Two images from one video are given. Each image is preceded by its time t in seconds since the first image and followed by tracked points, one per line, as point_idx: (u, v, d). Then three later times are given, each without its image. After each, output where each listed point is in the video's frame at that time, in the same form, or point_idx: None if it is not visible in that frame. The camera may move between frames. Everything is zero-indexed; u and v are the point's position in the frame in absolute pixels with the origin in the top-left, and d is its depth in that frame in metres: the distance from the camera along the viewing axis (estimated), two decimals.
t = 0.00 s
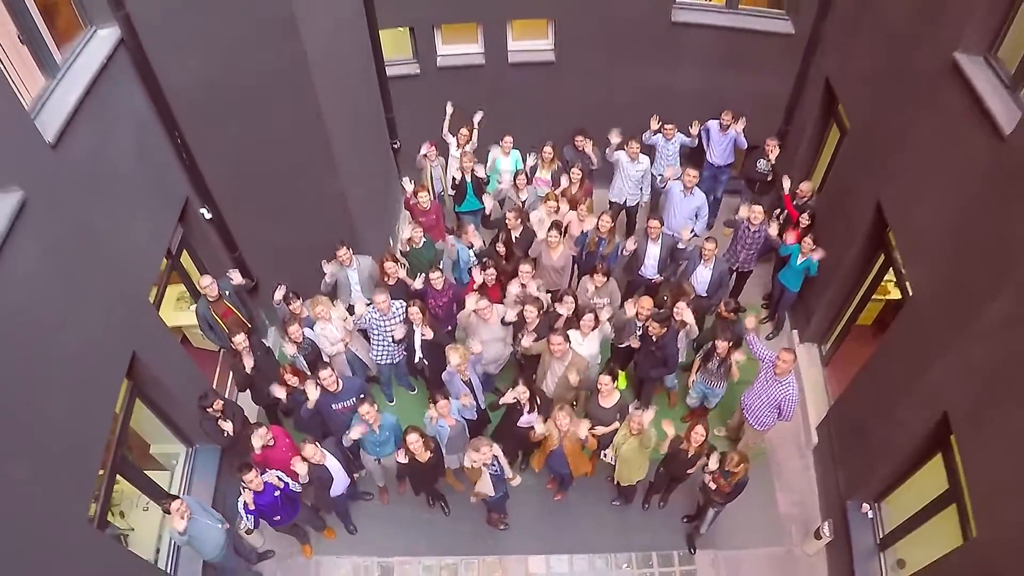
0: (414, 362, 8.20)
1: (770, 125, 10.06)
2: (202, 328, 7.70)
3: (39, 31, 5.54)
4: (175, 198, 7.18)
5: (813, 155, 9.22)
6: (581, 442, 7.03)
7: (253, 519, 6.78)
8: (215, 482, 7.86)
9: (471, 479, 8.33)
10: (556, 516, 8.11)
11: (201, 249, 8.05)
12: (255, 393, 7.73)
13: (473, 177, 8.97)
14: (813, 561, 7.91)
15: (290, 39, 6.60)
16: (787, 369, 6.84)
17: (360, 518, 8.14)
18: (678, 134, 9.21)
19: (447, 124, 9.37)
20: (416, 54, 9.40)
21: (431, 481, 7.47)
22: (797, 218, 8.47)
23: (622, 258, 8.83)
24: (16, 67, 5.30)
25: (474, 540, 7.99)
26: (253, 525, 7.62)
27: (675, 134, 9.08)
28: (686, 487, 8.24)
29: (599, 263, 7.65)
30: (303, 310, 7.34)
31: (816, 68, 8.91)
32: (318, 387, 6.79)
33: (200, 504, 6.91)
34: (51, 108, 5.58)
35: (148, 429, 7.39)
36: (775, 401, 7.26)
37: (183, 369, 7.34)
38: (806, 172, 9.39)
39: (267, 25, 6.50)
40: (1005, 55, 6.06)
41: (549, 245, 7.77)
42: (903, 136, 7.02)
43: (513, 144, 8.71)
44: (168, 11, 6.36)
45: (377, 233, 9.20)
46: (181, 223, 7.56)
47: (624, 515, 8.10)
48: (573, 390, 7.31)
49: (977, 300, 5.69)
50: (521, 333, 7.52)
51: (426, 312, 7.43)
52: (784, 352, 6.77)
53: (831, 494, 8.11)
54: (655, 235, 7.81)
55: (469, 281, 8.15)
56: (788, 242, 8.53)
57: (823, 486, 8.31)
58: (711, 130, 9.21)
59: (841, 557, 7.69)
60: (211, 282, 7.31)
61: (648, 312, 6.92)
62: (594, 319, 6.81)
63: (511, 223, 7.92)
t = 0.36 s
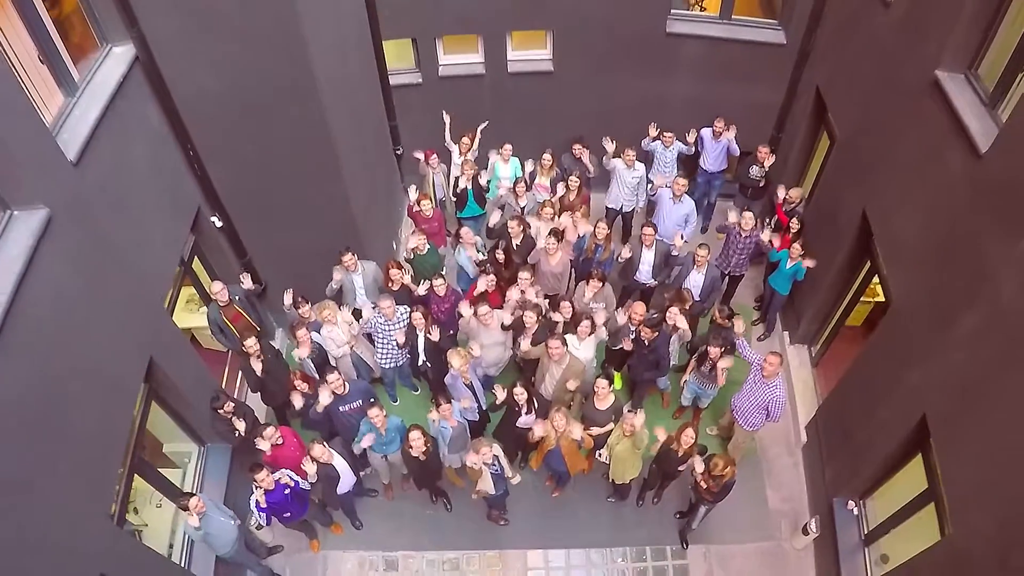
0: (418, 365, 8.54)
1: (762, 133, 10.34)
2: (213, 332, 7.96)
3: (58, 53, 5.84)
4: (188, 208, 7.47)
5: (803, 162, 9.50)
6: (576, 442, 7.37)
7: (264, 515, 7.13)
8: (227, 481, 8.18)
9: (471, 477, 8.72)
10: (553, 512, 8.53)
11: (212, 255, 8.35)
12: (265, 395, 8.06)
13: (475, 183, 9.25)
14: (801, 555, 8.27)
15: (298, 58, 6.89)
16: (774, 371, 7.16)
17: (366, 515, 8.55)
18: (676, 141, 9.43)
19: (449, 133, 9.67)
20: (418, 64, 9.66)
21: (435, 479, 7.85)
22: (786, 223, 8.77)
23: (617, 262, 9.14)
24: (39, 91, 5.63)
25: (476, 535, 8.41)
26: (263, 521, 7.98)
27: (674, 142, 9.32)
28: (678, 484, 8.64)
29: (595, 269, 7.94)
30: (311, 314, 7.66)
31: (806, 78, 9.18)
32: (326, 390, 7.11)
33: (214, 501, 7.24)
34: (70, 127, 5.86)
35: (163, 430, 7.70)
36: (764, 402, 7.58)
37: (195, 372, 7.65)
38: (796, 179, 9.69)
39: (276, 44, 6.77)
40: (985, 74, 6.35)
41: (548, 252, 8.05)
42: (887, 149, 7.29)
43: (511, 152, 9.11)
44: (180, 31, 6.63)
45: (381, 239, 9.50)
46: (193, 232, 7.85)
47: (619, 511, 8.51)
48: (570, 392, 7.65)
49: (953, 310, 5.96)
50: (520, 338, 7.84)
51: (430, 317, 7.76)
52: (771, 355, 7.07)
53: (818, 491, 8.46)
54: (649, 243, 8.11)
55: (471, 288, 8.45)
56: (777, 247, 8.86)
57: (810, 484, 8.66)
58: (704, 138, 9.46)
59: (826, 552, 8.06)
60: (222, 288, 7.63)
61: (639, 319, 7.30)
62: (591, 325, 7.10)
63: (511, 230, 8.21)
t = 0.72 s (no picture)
0: (422, 366, 8.89)
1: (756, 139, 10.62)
2: (224, 333, 8.32)
3: (77, 71, 6.14)
4: (201, 217, 7.79)
5: (794, 168, 9.80)
6: (573, 441, 7.71)
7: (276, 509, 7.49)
8: (238, 478, 8.54)
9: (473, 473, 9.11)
10: (551, 508, 8.93)
11: (223, 260, 8.67)
12: (275, 396, 8.39)
13: (475, 189, 9.56)
14: (790, 549, 8.65)
15: (307, 75, 7.15)
16: (763, 373, 7.46)
17: (372, 509, 8.95)
18: (675, 148, 9.90)
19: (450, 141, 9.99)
20: (420, 72, 9.93)
21: (438, 476, 8.23)
22: (776, 228, 9.07)
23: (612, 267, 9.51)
24: (59, 105, 5.93)
25: (477, 529, 8.82)
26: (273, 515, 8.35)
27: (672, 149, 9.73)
28: (671, 480, 9.04)
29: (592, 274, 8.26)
30: (319, 317, 7.95)
31: (798, 85, 9.45)
32: (334, 392, 7.45)
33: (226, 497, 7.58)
34: (91, 142, 6.17)
35: (177, 429, 8.03)
36: (753, 403, 7.92)
37: (209, 374, 7.99)
38: (788, 183, 9.99)
39: (285, 61, 7.04)
40: (965, 90, 6.63)
41: (546, 257, 8.39)
42: (872, 160, 7.57)
43: (512, 159, 9.42)
44: (193, 48, 6.89)
45: (386, 244, 9.83)
46: (205, 239, 8.18)
47: (614, 506, 8.91)
48: (566, 393, 8.00)
49: (932, 317, 6.26)
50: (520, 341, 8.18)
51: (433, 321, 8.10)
52: (760, 358, 7.38)
53: (806, 487, 8.82)
54: (644, 248, 8.40)
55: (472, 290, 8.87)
56: (768, 252, 9.13)
57: (800, 480, 9.02)
58: (698, 145, 9.81)
59: (813, 545, 8.43)
60: (234, 291, 7.87)
61: (632, 323, 7.63)
62: (587, 329, 7.40)
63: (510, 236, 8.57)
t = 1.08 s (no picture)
0: (424, 365, 9.26)
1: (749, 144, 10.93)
2: (234, 335, 8.57)
3: (96, 87, 6.46)
4: (213, 225, 8.13)
5: (784, 173, 10.12)
6: (569, 439, 8.09)
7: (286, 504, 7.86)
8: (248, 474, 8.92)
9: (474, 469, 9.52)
10: (549, 502, 9.34)
11: (233, 265, 9.01)
12: (284, 395, 8.75)
13: (475, 195, 9.88)
14: (778, 541, 9.04)
15: (315, 89, 7.47)
16: (752, 373, 7.80)
17: (378, 503, 9.38)
18: (674, 153, 10.13)
19: (451, 148, 10.32)
20: (423, 81, 10.23)
21: (441, 472, 8.62)
22: (765, 233, 9.43)
23: (607, 271, 9.89)
24: (78, 120, 6.24)
25: (478, 522, 9.25)
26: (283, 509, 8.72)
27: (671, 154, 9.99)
28: (664, 475, 9.45)
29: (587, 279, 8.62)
30: (326, 318, 8.34)
31: (789, 92, 9.74)
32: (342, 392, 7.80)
33: (239, 493, 7.94)
34: (110, 156, 6.50)
35: (191, 427, 8.37)
36: (742, 402, 8.28)
37: (221, 374, 8.34)
38: (778, 187, 10.31)
39: (293, 77, 7.34)
40: (944, 105, 6.92)
41: (544, 262, 8.77)
42: (856, 169, 7.87)
43: (511, 165, 9.76)
44: (206, 65, 7.17)
45: (390, 247, 10.17)
46: (217, 245, 8.51)
47: (609, 500, 9.33)
48: (563, 393, 8.37)
49: (910, 322, 6.59)
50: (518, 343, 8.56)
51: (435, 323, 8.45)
52: (749, 359, 7.71)
53: (794, 482, 9.21)
54: (638, 253, 8.75)
55: (470, 294, 9.23)
56: (756, 256, 9.53)
57: (788, 475, 9.41)
58: (693, 150, 10.11)
59: (799, 538, 8.83)
60: (244, 295, 8.17)
61: (627, 328, 8.01)
62: (583, 331, 7.79)
63: (508, 241, 8.93)
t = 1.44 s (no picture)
0: (429, 364, 9.63)
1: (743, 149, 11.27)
2: (245, 335, 8.92)
3: (116, 101, 6.76)
4: (227, 231, 8.46)
5: (776, 178, 10.46)
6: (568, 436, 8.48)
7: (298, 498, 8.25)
8: (260, 469, 9.29)
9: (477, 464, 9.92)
10: (548, 496, 9.74)
11: (245, 268, 9.34)
12: (295, 393, 9.11)
13: (477, 199, 10.23)
14: (769, 533, 9.44)
15: (325, 103, 7.80)
16: (743, 371, 8.14)
17: (385, 497, 9.78)
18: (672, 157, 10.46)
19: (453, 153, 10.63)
20: (427, 88, 10.55)
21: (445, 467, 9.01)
22: (758, 236, 9.74)
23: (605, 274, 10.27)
24: (100, 133, 6.54)
25: (480, 515, 9.65)
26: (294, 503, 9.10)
27: (670, 158, 10.30)
28: (660, 470, 9.84)
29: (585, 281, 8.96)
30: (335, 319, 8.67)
31: (781, 100, 10.06)
32: (352, 391, 8.18)
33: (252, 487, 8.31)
34: (131, 168, 6.81)
35: (205, 425, 8.71)
36: (735, 400, 8.65)
37: (234, 374, 8.70)
38: (771, 190, 10.63)
39: (305, 92, 7.67)
40: (926, 118, 7.22)
41: (544, 264, 9.15)
42: (844, 178, 8.21)
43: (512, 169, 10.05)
44: (221, 80, 7.48)
45: (396, 250, 10.51)
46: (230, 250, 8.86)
47: (606, 494, 9.72)
48: (562, 391, 8.77)
49: (890, 327, 6.97)
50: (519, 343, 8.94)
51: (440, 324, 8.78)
52: (741, 358, 8.06)
53: (783, 477, 9.60)
54: (634, 256, 9.09)
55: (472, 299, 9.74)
56: (750, 258, 9.79)
57: (778, 470, 9.80)
58: (689, 154, 10.42)
59: (788, 530, 9.23)
60: (254, 296, 8.51)
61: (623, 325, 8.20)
62: (583, 332, 8.17)
63: (509, 245, 9.29)
